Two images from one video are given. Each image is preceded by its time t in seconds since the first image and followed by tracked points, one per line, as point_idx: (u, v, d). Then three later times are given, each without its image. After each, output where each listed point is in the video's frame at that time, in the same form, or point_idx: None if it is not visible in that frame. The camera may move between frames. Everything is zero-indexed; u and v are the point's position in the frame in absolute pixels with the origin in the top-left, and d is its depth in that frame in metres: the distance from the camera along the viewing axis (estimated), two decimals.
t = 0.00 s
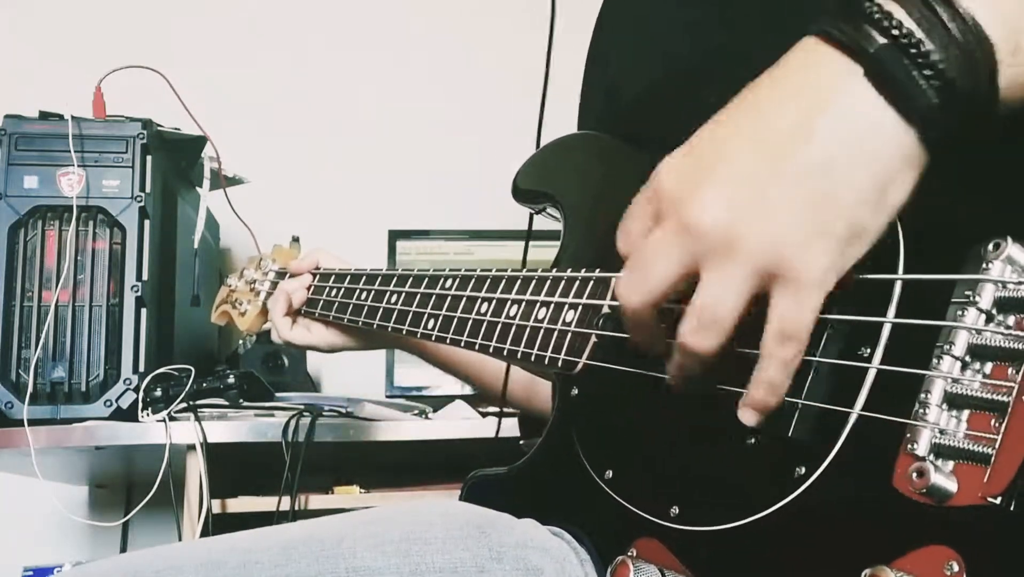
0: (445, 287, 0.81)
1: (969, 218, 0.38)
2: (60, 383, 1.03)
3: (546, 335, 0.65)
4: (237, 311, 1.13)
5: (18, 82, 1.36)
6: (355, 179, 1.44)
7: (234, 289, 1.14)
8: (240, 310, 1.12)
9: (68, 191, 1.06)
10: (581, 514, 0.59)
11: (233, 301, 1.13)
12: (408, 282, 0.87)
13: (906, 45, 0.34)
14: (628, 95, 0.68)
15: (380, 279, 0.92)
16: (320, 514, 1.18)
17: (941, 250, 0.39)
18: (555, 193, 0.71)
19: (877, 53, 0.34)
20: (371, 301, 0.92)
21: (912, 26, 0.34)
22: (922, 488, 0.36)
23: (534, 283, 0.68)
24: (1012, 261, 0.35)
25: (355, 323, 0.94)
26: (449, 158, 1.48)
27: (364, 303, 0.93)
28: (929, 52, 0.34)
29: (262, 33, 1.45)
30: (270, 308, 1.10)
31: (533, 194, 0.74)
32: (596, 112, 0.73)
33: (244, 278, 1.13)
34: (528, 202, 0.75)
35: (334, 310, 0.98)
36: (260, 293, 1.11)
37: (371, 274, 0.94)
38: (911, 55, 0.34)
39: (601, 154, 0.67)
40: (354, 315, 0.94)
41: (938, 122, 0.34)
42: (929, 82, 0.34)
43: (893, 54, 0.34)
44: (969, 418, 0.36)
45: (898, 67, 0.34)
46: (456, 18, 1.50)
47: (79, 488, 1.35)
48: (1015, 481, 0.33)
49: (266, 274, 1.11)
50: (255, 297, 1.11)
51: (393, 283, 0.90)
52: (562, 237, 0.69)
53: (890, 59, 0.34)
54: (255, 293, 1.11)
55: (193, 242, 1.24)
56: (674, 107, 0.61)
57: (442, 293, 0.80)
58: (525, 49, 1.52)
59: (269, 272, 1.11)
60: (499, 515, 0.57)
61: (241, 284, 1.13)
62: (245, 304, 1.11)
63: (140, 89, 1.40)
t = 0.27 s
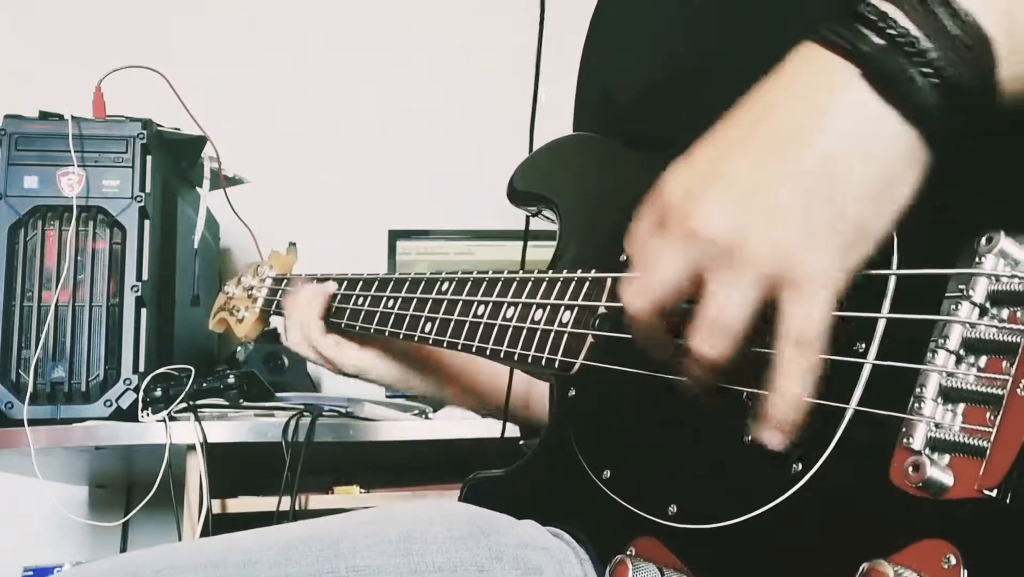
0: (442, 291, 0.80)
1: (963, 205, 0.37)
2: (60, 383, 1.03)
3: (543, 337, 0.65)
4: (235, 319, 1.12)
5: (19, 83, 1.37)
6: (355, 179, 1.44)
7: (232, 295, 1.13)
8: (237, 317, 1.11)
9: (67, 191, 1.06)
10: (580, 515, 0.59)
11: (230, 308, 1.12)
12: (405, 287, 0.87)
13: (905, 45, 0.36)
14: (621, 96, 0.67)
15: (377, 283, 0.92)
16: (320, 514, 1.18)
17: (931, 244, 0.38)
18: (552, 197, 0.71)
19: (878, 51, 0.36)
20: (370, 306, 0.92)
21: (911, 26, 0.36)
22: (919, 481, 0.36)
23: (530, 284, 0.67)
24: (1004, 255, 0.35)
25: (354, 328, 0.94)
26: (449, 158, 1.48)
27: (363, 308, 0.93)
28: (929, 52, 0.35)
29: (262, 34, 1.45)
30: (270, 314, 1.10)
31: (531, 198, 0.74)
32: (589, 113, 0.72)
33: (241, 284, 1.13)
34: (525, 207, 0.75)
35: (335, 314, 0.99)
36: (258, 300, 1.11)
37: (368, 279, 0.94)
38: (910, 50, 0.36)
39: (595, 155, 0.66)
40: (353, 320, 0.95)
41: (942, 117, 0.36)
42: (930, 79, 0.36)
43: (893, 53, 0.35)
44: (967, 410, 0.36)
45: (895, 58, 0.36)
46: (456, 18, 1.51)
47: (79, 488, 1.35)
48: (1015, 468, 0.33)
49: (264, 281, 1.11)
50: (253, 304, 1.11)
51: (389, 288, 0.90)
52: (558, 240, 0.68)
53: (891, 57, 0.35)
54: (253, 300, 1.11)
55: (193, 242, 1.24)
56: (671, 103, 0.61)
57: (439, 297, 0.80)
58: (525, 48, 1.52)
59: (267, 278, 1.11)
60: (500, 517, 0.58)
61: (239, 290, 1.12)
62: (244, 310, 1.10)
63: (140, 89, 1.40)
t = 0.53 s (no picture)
0: (445, 290, 0.81)
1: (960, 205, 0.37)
2: (60, 383, 1.03)
3: (546, 336, 0.65)
4: (242, 315, 1.12)
5: (19, 82, 1.37)
6: (355, 179, 1.44)
7: (238, 292, 1.14)
8: (245, 314, 1.12)
9: (67, 191, 1.06)
10: (580, 515, 0.59)
11: (237, 305, 1.13)
12: (409, 285, 0.87)
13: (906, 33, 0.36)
14: (621, 98, 0.67)
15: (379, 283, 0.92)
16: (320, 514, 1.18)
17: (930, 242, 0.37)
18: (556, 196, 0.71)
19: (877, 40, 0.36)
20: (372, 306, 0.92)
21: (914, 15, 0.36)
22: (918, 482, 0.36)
23: (533, 284, 0.67)
24: (1005, 255, 0.35)
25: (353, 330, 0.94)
26: (449, 158, 1.48)
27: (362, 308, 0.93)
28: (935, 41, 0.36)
29: (262, 34, 1.45)
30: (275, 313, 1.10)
31: (535, 195, 0.74)
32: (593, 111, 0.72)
33: (248, 281, 1.13)
34: (529, 203, 0.75)
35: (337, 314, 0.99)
36: (264, 297, 1.10)
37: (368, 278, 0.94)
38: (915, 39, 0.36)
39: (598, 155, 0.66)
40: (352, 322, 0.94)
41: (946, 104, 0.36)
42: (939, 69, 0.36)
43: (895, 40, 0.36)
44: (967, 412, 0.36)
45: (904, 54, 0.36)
46: (456, 18, 1.51)
47: (79, 488, 1.35)
48: (1014, 470, 0.33)
49: (271, 278, 1.11)
50: (259, 301, 1.11)
51: (392, 288, 0.90)
52: (563, 238, 0.69)
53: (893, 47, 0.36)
54: (260, 297, 1.11)
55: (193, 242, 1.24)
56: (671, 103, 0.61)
57: (442, 295, 0.80)
58: (526, 48, 1.52)
59: (273, 275, 1.11)
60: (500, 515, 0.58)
61: (246, 287, 1.13)
62: (250, 307, 1.11)
63: (140, 89, 1.40)
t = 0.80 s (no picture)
0: (443, 289, 0.81)
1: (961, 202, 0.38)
2: (61, 383, 1.03)
3: (545, 334, 0.65)
4: (234, 315, 1.12)
5: (18, 83, 1.37)
6: (354, 179, 1.44)
7: (231, 292, 1.13)
8: (236, 313, 1.12)
9: (68, 191, 1.06)
10: (580, 513, 0.59)
11: (229, 305, 1.13)
12: (405, 285, 0.88)
13: (936, 43, 0.38)
14: (615, 102, 0.68)
15: (375, 282, 0.93)
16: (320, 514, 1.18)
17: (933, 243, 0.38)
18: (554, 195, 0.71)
19: (902, 52, 0.39)
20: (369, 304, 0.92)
21: (939, 26, 0.39)
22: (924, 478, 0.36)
23: (532, 282, 0.67)
24: (1010, 254, 0.35)
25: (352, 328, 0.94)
26: (449, 158, 1.48)
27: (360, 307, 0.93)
28: (966, 53, 0.38)
29: (262, 34, 1.45)
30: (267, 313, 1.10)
31: (532, 197, 0.74)
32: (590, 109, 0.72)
33: (240, 281, 1.13)
34: (525, 203, 0.75)
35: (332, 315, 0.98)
36: (256, 297, 1.10)
37: (365, 277, 0.94)
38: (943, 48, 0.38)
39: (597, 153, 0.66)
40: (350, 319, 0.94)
41: (983, 112, 0.37)
42: (965, 76, 0.38)
43: (923, 53, 0.39)
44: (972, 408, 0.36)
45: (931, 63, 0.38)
46: (456, 18, 1.51)
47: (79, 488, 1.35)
48: (1019, 467, 0.34)
49: (263, 278, 1.10)
50: (251, 301, 1.11)
51: (388, 287, 0.90)
52: (561, 237, 0.69)
53: (920, 55, 0.39)
54: (252, 297, 1.11)
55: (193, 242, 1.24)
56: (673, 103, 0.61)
57: (440, 295, 0.80)
58: (525, 49, 1.52)
59: (266, 275, 1.10)
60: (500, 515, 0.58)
61: (238, 288, 1.13)
62: (243, 308, 1.11)
63: (139, 89, 1.40)
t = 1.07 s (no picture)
0: (441, 290, 0.81)
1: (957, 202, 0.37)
2: (61, 383, 1.03)
3: (543, 336, 0.65)
4: (232, 317, 1.12)
5: (18, 82, 1.37)
6: (354, 179, 1.44)
7: (228, 294, 1.13)
8: (235, 315, 1.12)
9: (68, 191, 1.06)
10: (579, 515, 0.59)
11: (227, 307, 1.12)
12: (404, 286, 0.87)
13: (933, 47, 0.36)
14: (615, 102, 0.68)
15: (374, 283, 0.92)
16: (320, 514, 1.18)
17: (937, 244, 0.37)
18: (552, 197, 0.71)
19: (894, 57, 0.37)
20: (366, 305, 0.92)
21: (934, 30, 0.37)
22: (923, 481, 0.36)
23: (530, 283, 0.67)
24: (1007, 255, 0.35)
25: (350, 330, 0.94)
26: (449, 159, 1.48)
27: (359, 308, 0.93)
28: (958, 52, 0.36)
29: (262, 34, 1.45)
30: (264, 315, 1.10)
31: (530, 197, 0.74)
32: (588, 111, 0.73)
33: (238, 282, 1.13)
34: (524, 205, 0.75)
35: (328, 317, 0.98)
36: (254, 298, 1.11)
37: (365, 278, 0.94)
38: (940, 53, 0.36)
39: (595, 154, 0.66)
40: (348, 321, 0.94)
41: (981, 119, 0.36)
42: (964, 78, 0.36)
43: (921, 59, 0.36)
44: (970, 410, 0.36)
45: (928, 69, 0.36)
46: (456, 18, 1.51)
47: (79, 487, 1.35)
48: (1017, 468, 0.34)
49: (261, 279, 1.10)
50: (250, 302, 1.11)
51: (387, 288, 0.90)
52: (559, 239, 0.68)
53: (913, 63, 0.36)
54: (249, 298, 1.11)
55: (193, 242, 1.24)
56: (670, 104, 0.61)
57: (438, 296, 0.80)
58: (525, 48, 1.52)
59: (263, 276, 1.11)
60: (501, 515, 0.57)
61: (236, 288, 1.13)
62: (240, 309, 1.11)
63: (139, 89, 1.40)
